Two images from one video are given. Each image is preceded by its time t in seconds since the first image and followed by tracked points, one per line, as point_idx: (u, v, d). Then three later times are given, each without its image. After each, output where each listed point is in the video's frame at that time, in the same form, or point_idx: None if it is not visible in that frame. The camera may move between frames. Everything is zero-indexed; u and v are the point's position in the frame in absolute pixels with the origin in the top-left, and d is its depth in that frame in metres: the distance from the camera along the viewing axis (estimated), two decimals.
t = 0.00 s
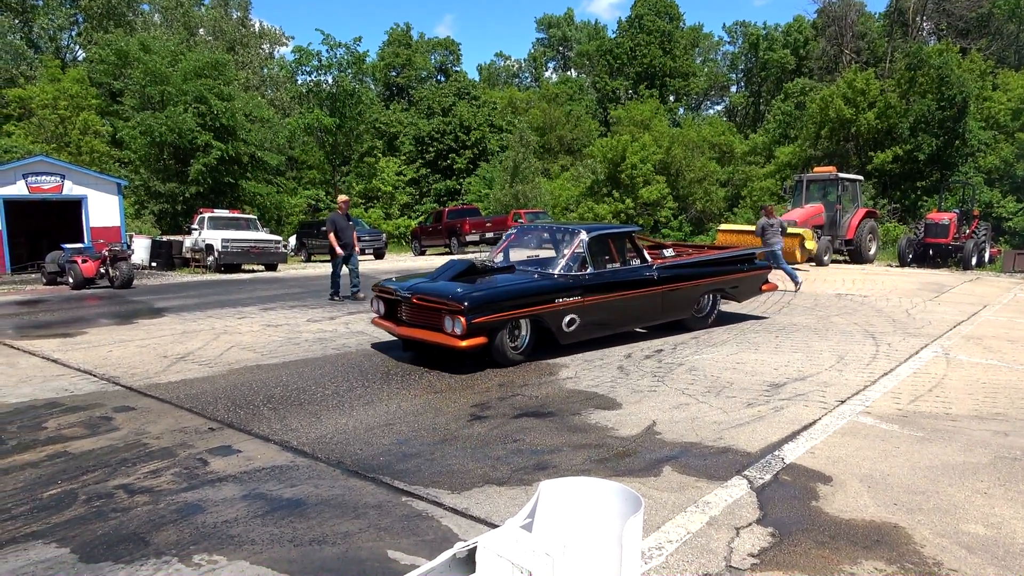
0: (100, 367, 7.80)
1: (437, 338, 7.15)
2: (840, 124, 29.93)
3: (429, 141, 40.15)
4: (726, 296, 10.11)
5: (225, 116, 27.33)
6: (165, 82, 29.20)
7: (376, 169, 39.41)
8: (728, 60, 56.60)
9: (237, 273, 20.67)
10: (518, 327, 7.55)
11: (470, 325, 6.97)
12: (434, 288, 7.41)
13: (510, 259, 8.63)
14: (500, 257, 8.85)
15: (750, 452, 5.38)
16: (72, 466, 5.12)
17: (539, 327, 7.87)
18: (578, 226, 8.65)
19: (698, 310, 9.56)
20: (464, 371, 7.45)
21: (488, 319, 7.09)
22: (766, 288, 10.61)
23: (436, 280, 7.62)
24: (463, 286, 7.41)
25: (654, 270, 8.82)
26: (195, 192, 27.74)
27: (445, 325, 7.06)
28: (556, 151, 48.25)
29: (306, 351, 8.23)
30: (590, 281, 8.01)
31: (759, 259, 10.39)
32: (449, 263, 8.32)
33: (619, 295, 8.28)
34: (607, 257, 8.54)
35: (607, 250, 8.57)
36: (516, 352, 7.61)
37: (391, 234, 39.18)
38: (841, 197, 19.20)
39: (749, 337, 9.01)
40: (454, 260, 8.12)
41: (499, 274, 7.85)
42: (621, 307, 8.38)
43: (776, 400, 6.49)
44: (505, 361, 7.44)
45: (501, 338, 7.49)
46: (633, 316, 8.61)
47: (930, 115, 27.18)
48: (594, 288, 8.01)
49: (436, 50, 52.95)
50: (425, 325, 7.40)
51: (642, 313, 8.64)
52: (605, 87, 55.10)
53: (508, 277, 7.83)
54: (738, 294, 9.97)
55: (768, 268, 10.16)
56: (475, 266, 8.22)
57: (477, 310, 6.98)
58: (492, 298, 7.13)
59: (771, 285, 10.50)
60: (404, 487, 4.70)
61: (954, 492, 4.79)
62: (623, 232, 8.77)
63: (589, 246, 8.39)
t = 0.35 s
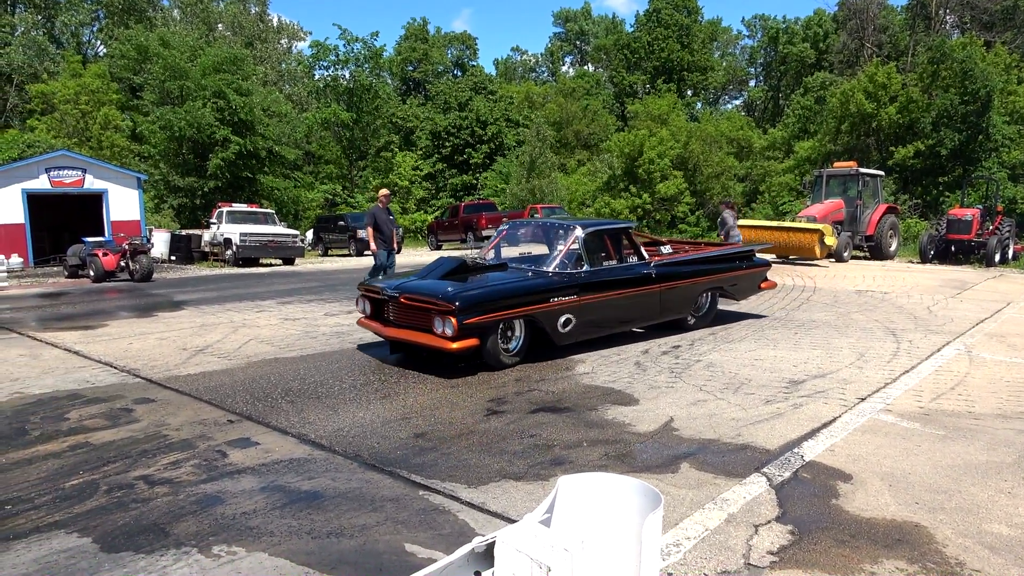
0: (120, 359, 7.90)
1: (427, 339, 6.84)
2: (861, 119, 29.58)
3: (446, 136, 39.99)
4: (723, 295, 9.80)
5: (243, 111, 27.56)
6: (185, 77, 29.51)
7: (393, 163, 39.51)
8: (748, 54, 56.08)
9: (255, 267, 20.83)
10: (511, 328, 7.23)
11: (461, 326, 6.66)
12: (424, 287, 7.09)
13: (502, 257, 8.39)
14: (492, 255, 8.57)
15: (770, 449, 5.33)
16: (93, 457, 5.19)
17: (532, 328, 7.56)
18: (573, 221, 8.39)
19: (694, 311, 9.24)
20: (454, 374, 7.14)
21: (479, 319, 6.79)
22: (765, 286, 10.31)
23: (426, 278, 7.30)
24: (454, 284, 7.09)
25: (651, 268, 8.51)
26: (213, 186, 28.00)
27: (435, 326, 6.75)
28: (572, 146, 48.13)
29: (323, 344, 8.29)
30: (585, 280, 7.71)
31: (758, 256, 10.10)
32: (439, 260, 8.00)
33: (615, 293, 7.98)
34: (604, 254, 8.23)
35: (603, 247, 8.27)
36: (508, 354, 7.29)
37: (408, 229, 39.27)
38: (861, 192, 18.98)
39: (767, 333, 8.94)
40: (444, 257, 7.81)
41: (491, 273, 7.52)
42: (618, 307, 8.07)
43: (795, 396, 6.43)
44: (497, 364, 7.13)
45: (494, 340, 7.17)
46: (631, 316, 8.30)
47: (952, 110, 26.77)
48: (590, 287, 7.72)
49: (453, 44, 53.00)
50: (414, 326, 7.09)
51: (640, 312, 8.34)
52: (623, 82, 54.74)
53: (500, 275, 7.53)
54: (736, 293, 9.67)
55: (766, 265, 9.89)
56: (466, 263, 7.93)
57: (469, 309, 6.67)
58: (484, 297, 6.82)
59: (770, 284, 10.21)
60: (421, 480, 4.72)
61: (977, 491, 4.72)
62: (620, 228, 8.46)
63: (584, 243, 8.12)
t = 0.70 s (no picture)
0: (143, 351, 8.00)
1: (415, 342, 6.50)
2: (884, 114, 29.16)
3: (465, 131, 40.04)
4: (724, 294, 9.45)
5: (264, 106, 27.78)
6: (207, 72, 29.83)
7: (411, 158, 39.62)
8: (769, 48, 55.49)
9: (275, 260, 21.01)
10: (503, 330, 6.89)
11: (450, 328, 6.33)
12: (411, 287, 6.76)
13: (494, 255, 8.03)
14: (484, 252, 8.21)
15: (791, 447, 5.28)
16: (117, 447, 5.26)
17: (525, 330, 7.23)
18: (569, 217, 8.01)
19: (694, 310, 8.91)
20: (444, 379, 6.80)
21: (470, 320, 6.46)
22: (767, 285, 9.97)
23: (414, 278, 6.98)
24: (443, 284, 6.77)
25: (649, 266, 8.18)
26: (234, 180, 28.26)
27: (424, 328, 6.41)
28: (591, 141, 47.96)
29: (342, 338, 8.34)
30: (580, 279, 7.38)
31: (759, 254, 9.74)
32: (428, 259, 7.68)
33: (613, 293, 7.65)
34: (600, 252, 7.88)
35: (600, 244, 7.92)
36: (500, 358, 6.95)
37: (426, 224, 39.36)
38: (884, 188, 18.72)
39: (789, 330, 8.84)
40: (434, 256, 7.49)
41: (482, 272, 7.19)
42: (615, 307, 7.74)
43: (817, 394, 6.37)
44: (489, 367, 6.80)
45: (485, 342, 6.84)
46: (629, 316, 7.96)
47: (978, 105, 26.33)
48: (586, 286, 7.39)
49: (473, 39, 53.08)
50: (402, 328, 6.76)
51: (638, 312, 8.01)
52: (643, 76, 54.42)
53: (492, 274, 7.20)
54: (737, 291, 9.32)
55: (767, 263, 9.57)
56: (456, 262, 7.60)
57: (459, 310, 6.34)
58: (474, 297, 6.49)
59: (772, 283, 9.87)
60: (439, 475, 4.73)
61: (1005, 493, 4.63)
62: (618, 225, 8.09)
63: (580, 240, 7.75)
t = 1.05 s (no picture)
0: (165, 345, 8.11)
1: (399, 346, 6.18)
2: (908, 107, 28.71)
3: (484, 126, 40.21)
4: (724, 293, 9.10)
5: (283, 102, 27.99)
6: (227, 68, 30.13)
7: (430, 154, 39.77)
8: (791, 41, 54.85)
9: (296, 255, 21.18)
10: (492, 333, 6.57)
11: (436, 332, 6.00)
12: (395, 288, 6.43)
13: (484, 252, 7.68)
14: (473, 249, 7.86)
15: (813, 444, 5.23)
16: (140, 440, 5.34)
17: (516, 332, 6.91)
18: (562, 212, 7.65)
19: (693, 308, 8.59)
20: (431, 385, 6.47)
21: (457, 323, 6.13)
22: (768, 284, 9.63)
23: (399, 278, 6.66)
24: (429, 284, 6.45)
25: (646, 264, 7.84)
26: (255, 176, 28.51)
27: (408, 330, 6.09)
28: (610, 136, 47.77)
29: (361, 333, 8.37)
30: (574, 279, 7.05)
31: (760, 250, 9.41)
32: (414, 257, 7.35)
33: (608, 293, 7.32)
34: (595, 249, 7.53)
35: (594, 241, 7.56)
36: (488, 362, 6.63)
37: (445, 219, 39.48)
38: (908, 182, 18.43)
39: (810, 326, 8.75)
40: (420, 254, 7.16)
41: (470, 271, 6.85)
42: (610, 307, 7.41)
43: (839, 391, 6.29)
44: (477, 371, 6.48)
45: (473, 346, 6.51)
46: (625, 316, 7.64)
47: (1005, 98, 25.89)
48: (580, 285, 7.06)
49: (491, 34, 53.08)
50: (385, 330, 6.43)
51: (635, 312, 7.69)
52: (662, 70, 54.08)
53: (481, 273, 6.88)
54: (736, 290, 8.98)
55: (768, 260, 9.24)
56: (444, 260, 7.27)
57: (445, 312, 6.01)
58: (461, 298, 6.16)
59: (773, 280, 9.51)
60: (457, 469, 4.74)
61: None
62: (614, 221, 7.73)
63: (574, 238, 7.39)
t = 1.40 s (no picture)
0: (185, 335, 8.21)
1: (377, 348, 5.95)
2: (931, 102, 28.20)
3: (501, 120, 40.44)
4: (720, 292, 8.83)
5: (303, 94, 28.13)
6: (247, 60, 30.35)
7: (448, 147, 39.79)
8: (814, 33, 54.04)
9: (314, 247, 21.33)
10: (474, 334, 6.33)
11: (415, 333, 5.77)
12: (374, 287, 6.21)
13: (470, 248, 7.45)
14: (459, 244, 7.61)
15: (832, 441, 5.19)
16: (161, 427, 5.41)
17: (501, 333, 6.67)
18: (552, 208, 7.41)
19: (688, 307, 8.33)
20: (410, 389, 6.24)
21: (437, 323, 5.90)
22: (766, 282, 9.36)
23: (378, 276, 6.43)
24: (410, 283, 6.22)
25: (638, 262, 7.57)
26: (274, 168, 28.71)
27: (386, 331, 5.86)
28: (628, 130, 47.51)
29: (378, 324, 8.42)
30: (563, 278, 6.80)
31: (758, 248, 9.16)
32: (396, 253, 7.12)
33: (599, 292, 7.08)
34: (586, 246, 7.28)
35: (585, 237, 7.32)
36: (471, 364, 6.39)
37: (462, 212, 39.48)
38: (931, 178, 18.16)
39: (830, 323, 8.66)
40: (402, 250, 6.94)
41: (452, 270, 6.62)
42: (601, 308, 7.17)
43: (859, 388, 6.24)
44: (459, 374, 6.26)
45: (455, 348, 6.29)
46: (617, 316, 7.39)
47: None
48: (569, 284, 6.82)
49: (510, 27, 52.95)
50: (364, 331, 6.21)
51: (627, 312, 7.45)
52: (682, 64, 53.63)
53: (466, 270, 6.65)
54: (733, 289, 8.71)
55: (765, 258, 8.97)
56: (426, 257, 7.03)
57: (425, 312, 5.78)
58: (442, 298, 5.93)
59: (772, 278, 9.24)
60: (474, 461, 4.77)
61: None
62: (605, 217, 7.49)
63: (564, 234, 7.16)
